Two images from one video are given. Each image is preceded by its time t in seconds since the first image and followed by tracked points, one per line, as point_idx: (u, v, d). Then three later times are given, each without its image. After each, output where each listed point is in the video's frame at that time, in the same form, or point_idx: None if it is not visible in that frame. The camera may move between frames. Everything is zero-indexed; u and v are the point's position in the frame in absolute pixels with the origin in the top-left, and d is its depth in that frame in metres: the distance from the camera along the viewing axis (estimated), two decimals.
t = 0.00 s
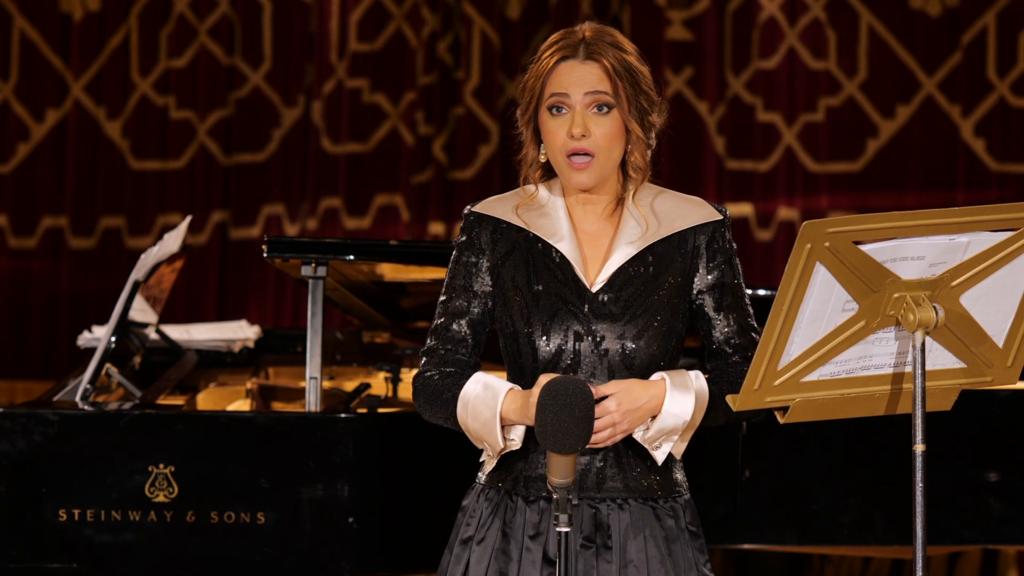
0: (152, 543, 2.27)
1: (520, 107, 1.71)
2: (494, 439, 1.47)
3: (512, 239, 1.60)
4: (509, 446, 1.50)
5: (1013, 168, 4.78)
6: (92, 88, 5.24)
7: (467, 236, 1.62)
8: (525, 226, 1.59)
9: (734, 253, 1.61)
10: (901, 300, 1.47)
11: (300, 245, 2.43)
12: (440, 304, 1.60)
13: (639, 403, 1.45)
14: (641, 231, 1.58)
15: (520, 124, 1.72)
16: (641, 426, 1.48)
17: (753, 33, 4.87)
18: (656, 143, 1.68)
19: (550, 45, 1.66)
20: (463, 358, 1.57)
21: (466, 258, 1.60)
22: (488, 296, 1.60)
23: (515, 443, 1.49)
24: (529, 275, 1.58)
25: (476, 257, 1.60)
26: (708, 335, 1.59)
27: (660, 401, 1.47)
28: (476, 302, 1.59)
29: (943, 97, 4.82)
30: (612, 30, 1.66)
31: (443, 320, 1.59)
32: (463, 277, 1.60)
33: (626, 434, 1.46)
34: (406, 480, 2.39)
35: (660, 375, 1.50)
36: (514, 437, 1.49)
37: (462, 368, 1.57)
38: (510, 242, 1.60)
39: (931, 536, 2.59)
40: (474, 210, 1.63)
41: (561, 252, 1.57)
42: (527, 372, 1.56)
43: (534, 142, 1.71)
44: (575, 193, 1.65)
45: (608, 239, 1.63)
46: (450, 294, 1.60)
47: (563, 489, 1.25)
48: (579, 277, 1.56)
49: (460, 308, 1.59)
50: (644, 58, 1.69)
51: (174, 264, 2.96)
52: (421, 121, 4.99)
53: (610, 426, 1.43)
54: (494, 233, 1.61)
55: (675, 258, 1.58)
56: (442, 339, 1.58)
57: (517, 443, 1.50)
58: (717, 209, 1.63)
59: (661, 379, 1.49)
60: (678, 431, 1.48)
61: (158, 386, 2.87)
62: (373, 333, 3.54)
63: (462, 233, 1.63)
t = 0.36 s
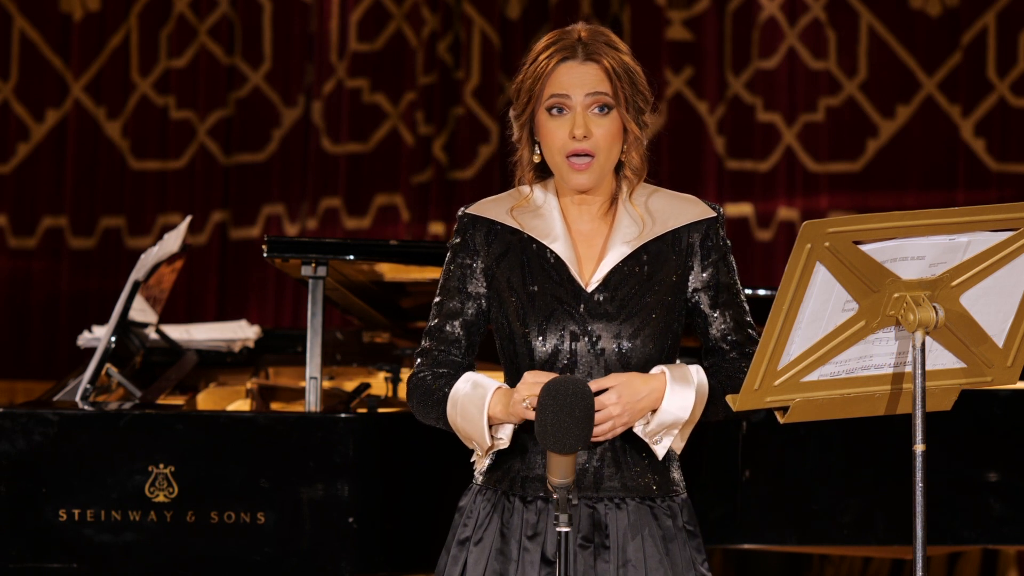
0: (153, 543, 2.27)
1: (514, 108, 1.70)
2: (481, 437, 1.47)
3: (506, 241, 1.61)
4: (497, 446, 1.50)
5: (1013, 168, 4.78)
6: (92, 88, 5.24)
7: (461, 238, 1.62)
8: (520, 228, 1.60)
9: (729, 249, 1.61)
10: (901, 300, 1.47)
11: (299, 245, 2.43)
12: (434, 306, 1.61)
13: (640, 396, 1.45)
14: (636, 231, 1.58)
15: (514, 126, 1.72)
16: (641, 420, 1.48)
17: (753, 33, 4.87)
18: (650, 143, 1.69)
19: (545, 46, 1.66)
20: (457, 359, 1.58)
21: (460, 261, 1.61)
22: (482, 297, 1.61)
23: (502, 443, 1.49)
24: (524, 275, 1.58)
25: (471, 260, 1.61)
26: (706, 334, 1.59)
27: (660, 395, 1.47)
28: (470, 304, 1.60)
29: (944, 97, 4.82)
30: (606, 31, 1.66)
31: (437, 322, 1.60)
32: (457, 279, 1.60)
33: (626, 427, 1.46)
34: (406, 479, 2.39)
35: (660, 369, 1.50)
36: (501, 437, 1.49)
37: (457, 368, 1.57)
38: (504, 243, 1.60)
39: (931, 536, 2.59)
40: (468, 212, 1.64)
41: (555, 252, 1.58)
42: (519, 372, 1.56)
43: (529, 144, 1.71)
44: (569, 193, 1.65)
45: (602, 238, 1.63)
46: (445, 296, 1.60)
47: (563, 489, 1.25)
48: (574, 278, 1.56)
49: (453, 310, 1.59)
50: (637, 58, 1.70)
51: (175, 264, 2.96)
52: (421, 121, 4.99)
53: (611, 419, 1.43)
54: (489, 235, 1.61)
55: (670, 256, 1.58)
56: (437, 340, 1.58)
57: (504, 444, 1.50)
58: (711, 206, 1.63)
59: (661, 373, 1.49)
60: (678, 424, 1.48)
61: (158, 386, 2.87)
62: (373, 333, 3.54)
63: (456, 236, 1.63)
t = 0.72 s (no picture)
0: (153, 543, 2.27)
1: (511, 108, 1.70)
2: (463, 439, 1.48)
3: (503, 243, 1.61)
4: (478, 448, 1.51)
5: (1013, 168, 4.78)
6: (92, 88, 5.24)
7: (457, 240, 1.63)
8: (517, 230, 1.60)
9: (726, 246, 1.61)
10: (901, 300, 1.47)
11: (299, 245, 2.43)
12: (431, 308, 1.61)
13: (659, 389, 1.45)
14: (633, 231, 1.58)
15: (510, 127, 1.72)
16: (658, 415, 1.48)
17: (753, 33, 4.87)
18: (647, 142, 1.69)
19: (542, 46, 1.66)
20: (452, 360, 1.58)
21: (456, 263, 1.61)
22: (480, 299, 1.61)
23: (483, 445, 1.51)
24: (521, 277, 1.58)
25: (467, 261, 1.61)
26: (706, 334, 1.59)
27: (677, 389, 1.48)
28: (466, 305, 1.60)
29: (944, 97, 4.82)
30: (603, 30, 1.66)
31: (433, 323, 1.60)
32: (454, 282, 1.61)
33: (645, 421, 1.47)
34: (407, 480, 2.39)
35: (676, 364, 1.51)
36: (483, 438, 1.51)
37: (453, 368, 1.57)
38: (501, 245, 1.61)
39: (931, 536, 2.59)
40: (464, 214, 1.64)
41: (552, 253, 1.58)
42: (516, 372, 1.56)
43: (526, 144, 1.71)
44: (567, 194, 1.65)
45: (600, 238, 1.63)
46: (441, 298, 1.60)
47: (563, 489, 1.25)
48: (571, 279, 1.56)
49: (449, 311, 1.60)
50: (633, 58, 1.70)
51: (174, 264, 2.96)
52: (421, 121, 4.99)
53: (632, 411, 1.43)
54: (486, 237, 1.62)
55: (668, 256, 1.58)
56: (434, 341, 1.59)
57: (486, 444, 1.51)
58: (707, 205, 1.63)
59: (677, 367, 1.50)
60: (694, 419, 1.48)
61: (158, 386, 2.87)
62: (373, 333, 3.53)
63: (453, 238, 1.64)
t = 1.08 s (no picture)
0: (152, 543, 2.27)
1: (508, 109, 1.69)
2: (444, 437, 1.49)
3: (502, 244, 1.61)
4: (460, 447, 1.51)
5: (1013, 168, 4.78)
6: (92, 88, 5.24)
7: (456, 242, 1.63)
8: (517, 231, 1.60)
9: (724, 246, 1.61)
10: (901, 300, 1.48)
11: (299, 245, 2.43)
12: (431, 310, 1.62)
13: (681, 387, 1.46)
14: (633, 232, 1.58)
15: (507, 128, 1.72)
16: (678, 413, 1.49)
17: (753, 33, 4.87)
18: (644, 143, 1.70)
19: (538, 48, 1.65)
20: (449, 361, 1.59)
21: (455, 265, 1.62)
22: (478, 300, 1.61)
23: (465, 445, 1.50)
24: (520, 278, 1.59)
25: (466, 263, 1.62)
26: (706, 335, 1.59)
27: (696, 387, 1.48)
28: (465, 306, 1.61)
29: (944, 97, 4.82)
30: (600, 31, 1.66)
31: (432, 324, 1.61)
32: (453, 284, 1.62)
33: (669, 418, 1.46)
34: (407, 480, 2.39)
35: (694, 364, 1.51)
36: (466, 438, 1.51)
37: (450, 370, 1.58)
38: (499, 247, 1.61)
39: (931, 536, 2.59)
40: (463, 216, 1.64)
41: (551, 255, 1.58)
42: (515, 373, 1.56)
43: (524, 145, 1.71)
44: (566, 195, 1.65)
45: (599, 239, 1.63)
46: (440, 299, 1.61)
47: (563, 489, 1.25)
48: (570, 279, 1.56)
49: (448, 313, 1.60)
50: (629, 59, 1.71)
51: (175, 264, 2.96)
52: (421, 121, 4.99)
53: (658, 409, 1.43)
54: (484, 238, 1.62)
55: (667, 257, 1.58)
56: (432, 342, 1.60)
57: (469, 445, 1.51)
58: (706, 205, 1.63)
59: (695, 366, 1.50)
60: (713, 416, 1.49)
61: (158, 386, 2.87)
62: (373, 333, 3.53)
63: (452, 240, 1.64)
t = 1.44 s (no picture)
0: (152, 543, 2.27)
1: (501, 111, 1.70)
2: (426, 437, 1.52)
3: (498, 245, 1.62)
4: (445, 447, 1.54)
5: (1013, 168, 4.78)
6: (91, 88, 5.24)
7: (453, 244, 1.64)
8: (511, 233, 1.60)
9: (721, 246, 1.61)
10: (901, 300, 1.48)
11: (298, 245, 2.43)
12: (430, 312, 1.63)
13: (703, 389, 1.47)
14: (628, 232, 1.58)
15: (501, 130, 1.72)
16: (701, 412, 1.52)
17: (753, 33, 4.87)
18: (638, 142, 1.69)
19: (529, 50, 1.66)
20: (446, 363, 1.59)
21: (453, 267, 1.63)
22: (476, 301, 1.62)
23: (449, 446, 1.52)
24: (517, 279, 1.59)
25: (463, 265, 1.63)
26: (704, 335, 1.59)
27: (715, 388, 1.50)
28: (463, 308, 1.62)
29: (944, 97, 4.82)
30: (591, 31, 1.66)
31: (432, 325, 1.62)
32: (451, 286, 1.63)
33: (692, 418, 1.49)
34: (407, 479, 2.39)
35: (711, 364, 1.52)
36: (449, 438, 1.53)
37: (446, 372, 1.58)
38: (496, 249, 1.62)
39: (931, 537, 2.59)
40: (459, 218, 1.65)
41: (547, 256, 1.58)
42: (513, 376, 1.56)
43: (517, 147, 1.72)
44: (561, 196, 1.65)
45: (594, 240, 1.63)
46: (439, 301, 1.63)
47: (563, 489, 1.25)
48: (566, 280, 1.56)
49: (447, 314, 1.62)
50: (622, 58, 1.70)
51: (175, 264, 2.96)
52: (421, 121, 4.99)
53: (681, 412, 1.45)
54: (481, 240, 1.63)
55: (664, 257, 1.58)
56: (432, 343, 1.61)
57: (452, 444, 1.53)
58: (703, 204, 1.63)
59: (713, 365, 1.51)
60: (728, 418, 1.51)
61: (158, 386, 2.87)
62: (373, 333, 3.53)
63: (449, 242, 1.65)
